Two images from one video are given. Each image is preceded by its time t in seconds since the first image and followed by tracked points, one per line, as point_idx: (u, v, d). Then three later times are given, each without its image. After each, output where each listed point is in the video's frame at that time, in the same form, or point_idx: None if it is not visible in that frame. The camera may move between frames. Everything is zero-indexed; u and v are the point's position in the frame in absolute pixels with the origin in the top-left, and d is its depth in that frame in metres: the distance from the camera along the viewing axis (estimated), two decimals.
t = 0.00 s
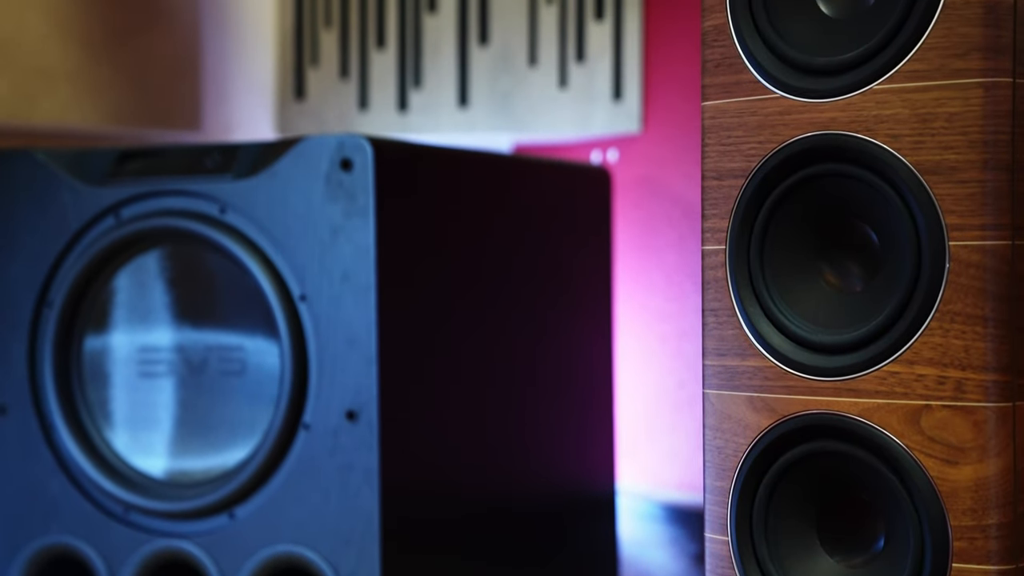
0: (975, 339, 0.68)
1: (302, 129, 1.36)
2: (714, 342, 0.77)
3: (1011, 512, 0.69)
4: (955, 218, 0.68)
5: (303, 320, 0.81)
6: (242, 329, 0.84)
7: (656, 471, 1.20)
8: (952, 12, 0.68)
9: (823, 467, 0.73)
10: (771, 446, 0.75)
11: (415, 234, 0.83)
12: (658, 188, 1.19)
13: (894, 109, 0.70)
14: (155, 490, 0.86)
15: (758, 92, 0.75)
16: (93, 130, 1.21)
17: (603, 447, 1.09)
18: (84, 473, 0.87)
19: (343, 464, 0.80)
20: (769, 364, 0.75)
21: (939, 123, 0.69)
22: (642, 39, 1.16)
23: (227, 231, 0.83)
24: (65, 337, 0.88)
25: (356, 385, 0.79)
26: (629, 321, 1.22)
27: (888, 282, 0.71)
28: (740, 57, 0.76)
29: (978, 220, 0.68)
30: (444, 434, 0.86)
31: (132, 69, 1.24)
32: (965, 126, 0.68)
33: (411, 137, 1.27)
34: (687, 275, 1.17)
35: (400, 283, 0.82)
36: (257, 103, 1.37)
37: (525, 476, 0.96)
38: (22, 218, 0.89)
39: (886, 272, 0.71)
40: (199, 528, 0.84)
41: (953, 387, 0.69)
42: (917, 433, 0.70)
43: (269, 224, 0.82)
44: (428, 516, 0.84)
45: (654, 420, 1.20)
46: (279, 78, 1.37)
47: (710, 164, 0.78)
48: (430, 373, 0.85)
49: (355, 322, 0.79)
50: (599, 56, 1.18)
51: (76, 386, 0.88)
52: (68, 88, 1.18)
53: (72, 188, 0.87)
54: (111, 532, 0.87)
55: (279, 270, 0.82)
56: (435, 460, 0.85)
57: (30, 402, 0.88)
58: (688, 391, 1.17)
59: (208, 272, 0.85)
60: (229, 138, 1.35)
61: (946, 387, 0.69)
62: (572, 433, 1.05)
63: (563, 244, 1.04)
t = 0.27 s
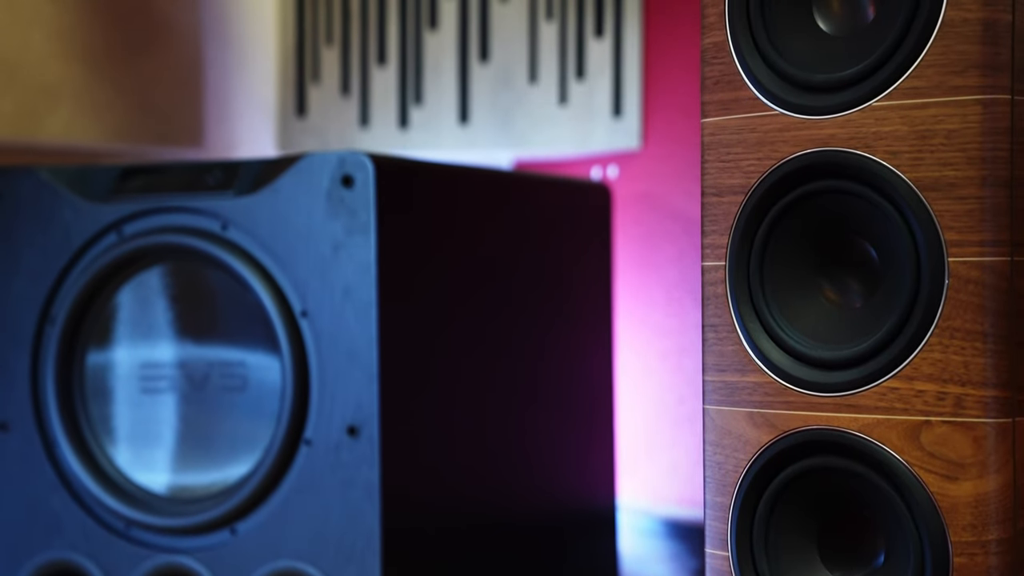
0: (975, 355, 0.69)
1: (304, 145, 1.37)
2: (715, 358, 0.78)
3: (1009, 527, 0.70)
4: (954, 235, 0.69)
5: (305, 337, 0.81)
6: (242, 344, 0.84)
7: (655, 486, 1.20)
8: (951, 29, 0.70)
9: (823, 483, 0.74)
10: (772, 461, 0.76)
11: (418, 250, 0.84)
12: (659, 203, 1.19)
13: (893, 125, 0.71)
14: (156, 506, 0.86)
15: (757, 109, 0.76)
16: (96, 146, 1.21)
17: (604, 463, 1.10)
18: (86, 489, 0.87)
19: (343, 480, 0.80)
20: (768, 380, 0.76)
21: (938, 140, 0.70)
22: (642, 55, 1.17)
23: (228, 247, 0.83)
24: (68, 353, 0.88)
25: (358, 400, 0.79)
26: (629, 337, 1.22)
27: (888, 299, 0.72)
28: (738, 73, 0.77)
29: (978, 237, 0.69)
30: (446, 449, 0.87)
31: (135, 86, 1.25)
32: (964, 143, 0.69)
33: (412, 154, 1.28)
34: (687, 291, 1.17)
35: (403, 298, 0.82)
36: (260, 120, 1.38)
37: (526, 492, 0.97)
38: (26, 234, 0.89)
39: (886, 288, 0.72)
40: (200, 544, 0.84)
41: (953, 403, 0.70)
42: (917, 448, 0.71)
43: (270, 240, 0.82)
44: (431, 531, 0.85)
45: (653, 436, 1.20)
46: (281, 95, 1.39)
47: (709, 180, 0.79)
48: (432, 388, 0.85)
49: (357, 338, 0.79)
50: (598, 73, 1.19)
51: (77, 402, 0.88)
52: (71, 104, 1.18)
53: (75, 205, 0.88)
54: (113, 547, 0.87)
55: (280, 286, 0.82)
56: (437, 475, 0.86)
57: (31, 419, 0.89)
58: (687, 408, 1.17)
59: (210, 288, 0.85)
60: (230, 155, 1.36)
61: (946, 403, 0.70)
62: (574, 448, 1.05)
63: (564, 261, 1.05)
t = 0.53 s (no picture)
0: (975, 371, 0.69)
1: (305, 163, 1.37)
2: (714, 373, 0.79)
3: (1010, 544, 0.71)
4: (953, 251, 0.70)
5: (306, 352, 0.81)
6: (243, 359, 0.84)
7: (656, 501, 1.20)
8: (949, 47, 0.70)
9: (822, 498, 0.75)
10: (771, 476, 0.77)
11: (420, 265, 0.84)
12: (659, 219, 1.20)
13: (892, 143, 0.72)
14: (157, 521, 0.86)
15: (755, 126, 0.78)
16: (99, 162, 1.22)
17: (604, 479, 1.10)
18: (87, 504, 0.87)
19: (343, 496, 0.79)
20: (767, 396, 0.77)
21: (937, 157, 0.71)
22: (642, 71, 1.18)
23: (230, 263, 0.83)
24: (70, 367, 0.88)
25: (358, 416, 0.79)
26: (629, 353, 1.22)
27: (887, 316, 0.73)
28: (737, 90, 0.79)
29: (977, 253, 0.70)
30: (449, 465, 0.87)
31: (137, 102, 1.25)
32: (963, 160, 0.70)
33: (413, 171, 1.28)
34: (686, 307, 1.17)
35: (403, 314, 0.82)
36: (261, 137, 1.38)
37: (527, 507, 0.97)
38: (26, 250, 0.89)
39: (884, 305, 0.73)
40: (200, 559, 0.84)
41: (952, 419, 0.70)
42: (917, 464, 0.71)
43: (271, 256, 0.82)
44: (432, 547, 0.85)
45: (653, 451, 1.20)
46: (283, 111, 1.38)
47: (709, 197, 0.80)
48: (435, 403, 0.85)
49: (358, 354, 0.79)
50: (598, 90, 1.20)
51: (79, 417, 0.89)
52: (73, 119, 1.18)
53: (77, 221, 0.88)
54: (114, 563, 0.87)
55: (282, 302, 0.82)
56: (439, 490, 0.86)
57: (32, 434, 0.89)
58: (687, 423, 1.17)
59: (211, 304, 0.85)
60: (231, 171, 1.36)
61: (946, 419, 0.70)
62: (575, 463, 1.05)
63: (565, 276, 1.05)
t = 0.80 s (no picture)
0: (974, 387, 0.70)
1: (306, 180, 1.37)
2: (715, 390, 0.80)
3: (1010, 559, 0.71)
4: (952, 267, 0.70)
5: (308, 369, 0.81)
6: (244, 376, 0.84)
7: (658, 519, 1.20)
8: (947, 65, 0.71)
9: (822, 514, 0.75)
10: (772, 492, 0.77)
11: (423, 282, 0.84)
12: (660, 235, 1.20)
13: (891, 159, 0.72)
14: (158, 538, 0.86)
15: (754, 142, 0.79)
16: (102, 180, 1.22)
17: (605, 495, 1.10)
18: (88, 521, 0.87)
19: (345, 513, 0.79)
20: (768, 412, 0.77)
21: (936, 174, 0.71)
22: (642, 88, 1.18)
23: (231, 280, 0.83)
24: (71, 384, 0.88)
25: (360, 433, 0.79)
26: (630, 369, 1.22)
27: (887, 332, 0.73)
28: (737, 107, 0.80)
29: (976, 269, 0.70)
30: (450, 481, 0.87)
31: (140, 120, 1.26)
32: (962, 177, 0.71)
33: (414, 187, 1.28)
34: (686, 322, 1.17)
35: (403, 331, 0.82)
36: (262, 154, 1.39)
37: (528, 523, 0.97)
38: (28, 268, 0.90)
39: (885, 322, 0.74)
40: None
41: (952, 435, 0.70)
42: (917, 480, 0.71)
43: (273, 274, 0.82)
44: (434, 563, 0.85)
45: (654, 467, 1.20)
46: (284, 129, 1.39)
47: (709, 214, 0.81)
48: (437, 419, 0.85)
49: (360, 371, 0.79)
50: (599, 107, 1.21)
51: (81, 434, 0.89)
52: (76, 137, 1.19)
53: (79, 238, 0.88)
54: None
55: (284, 319, 0.82)
56: (441, 506, 0.86)
57: (35, 451, 0.89)
58: (688, 439, 1.17)
59: (213, 322, 0.86)
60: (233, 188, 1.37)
61: (946, 435, 0.71)
62: (576, 479, 1.06)
63: (566, 293, 1.06)
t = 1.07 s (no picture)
0: (973, 403, 0.70)
1: (307, 196, 1.38)
2: (715, 406, 0.80)
3: None
4: (951, 283, 0.71)
5: (309, 385, 0.81)
6: (246, 392, 0.85)
7: (658, 533, 1.20)
8: (945, 82, 0.71)
9: (823, 529, 0.76)
10: (773, 508, 0.78)
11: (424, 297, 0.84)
12: (660, 251, 1.20)
13: (890, 176, 0.73)
14: (160, 554, 0.86)
15: (754, 159, 0.79)
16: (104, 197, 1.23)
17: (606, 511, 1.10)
18: (90, 537, 0.87)
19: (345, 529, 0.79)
20: (768, 428, 0.78)
21: (935, 191, 0.72)
22: (641, 104, 1.20)
23: (232, 296, 0.83)
24: (73, 401, 0.89)
25: (361, 448, 0.79)
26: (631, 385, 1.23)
27: (886, 349, 0.74)
28: (736, 124, 0.80)
29: (975, 285, 0.70)
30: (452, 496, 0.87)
31: (142, 137, 1.26)
32: (961, 194, 0.71)
33: (415, 204, 1.29)
34: (686, 338, 1.18)
35: (404, 346, 0.82)
36: (263, 172, 1.39)
37: (530, 538, 0.97)
38: (30, 285, 0.90)
39: (884, 338, 0.74)
40: None
41: (952, 451, 0.71)
42: (917, 496, 0.72)
43: (274, 290, 0.82)
44: None
45: (655, 482, 1.21)
46: (286, 146, 1.40)
47: (709, 230, 0.81)
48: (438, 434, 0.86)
49: (360, 387, 0.79)
50: (598, 124, 1.22)
51: (83, 450, 0.89)
52: (79, 154, 1.19)
53: (81, 254, 0.88)
54: None
55: (285, 335, 0.82)
56: (443, 521, 0.86)
57: (37, 468, 0.89)
58: (689, 454, 1.18)
59: (215, 337, 0.86)
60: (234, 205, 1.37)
61: (945, 451, 0.71)
62: (577, 495, 1.06)
63: (566, 309, 1.06)
